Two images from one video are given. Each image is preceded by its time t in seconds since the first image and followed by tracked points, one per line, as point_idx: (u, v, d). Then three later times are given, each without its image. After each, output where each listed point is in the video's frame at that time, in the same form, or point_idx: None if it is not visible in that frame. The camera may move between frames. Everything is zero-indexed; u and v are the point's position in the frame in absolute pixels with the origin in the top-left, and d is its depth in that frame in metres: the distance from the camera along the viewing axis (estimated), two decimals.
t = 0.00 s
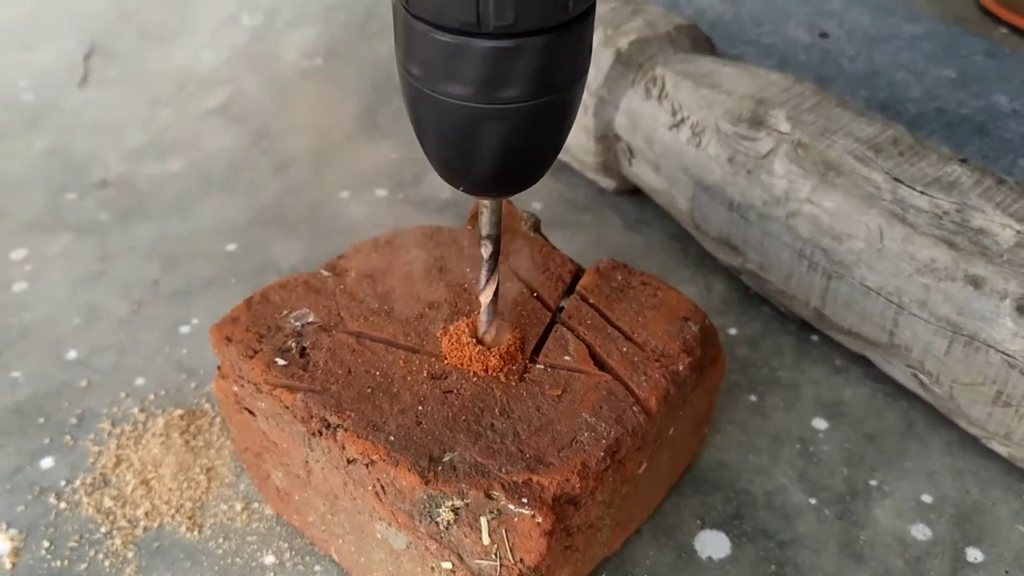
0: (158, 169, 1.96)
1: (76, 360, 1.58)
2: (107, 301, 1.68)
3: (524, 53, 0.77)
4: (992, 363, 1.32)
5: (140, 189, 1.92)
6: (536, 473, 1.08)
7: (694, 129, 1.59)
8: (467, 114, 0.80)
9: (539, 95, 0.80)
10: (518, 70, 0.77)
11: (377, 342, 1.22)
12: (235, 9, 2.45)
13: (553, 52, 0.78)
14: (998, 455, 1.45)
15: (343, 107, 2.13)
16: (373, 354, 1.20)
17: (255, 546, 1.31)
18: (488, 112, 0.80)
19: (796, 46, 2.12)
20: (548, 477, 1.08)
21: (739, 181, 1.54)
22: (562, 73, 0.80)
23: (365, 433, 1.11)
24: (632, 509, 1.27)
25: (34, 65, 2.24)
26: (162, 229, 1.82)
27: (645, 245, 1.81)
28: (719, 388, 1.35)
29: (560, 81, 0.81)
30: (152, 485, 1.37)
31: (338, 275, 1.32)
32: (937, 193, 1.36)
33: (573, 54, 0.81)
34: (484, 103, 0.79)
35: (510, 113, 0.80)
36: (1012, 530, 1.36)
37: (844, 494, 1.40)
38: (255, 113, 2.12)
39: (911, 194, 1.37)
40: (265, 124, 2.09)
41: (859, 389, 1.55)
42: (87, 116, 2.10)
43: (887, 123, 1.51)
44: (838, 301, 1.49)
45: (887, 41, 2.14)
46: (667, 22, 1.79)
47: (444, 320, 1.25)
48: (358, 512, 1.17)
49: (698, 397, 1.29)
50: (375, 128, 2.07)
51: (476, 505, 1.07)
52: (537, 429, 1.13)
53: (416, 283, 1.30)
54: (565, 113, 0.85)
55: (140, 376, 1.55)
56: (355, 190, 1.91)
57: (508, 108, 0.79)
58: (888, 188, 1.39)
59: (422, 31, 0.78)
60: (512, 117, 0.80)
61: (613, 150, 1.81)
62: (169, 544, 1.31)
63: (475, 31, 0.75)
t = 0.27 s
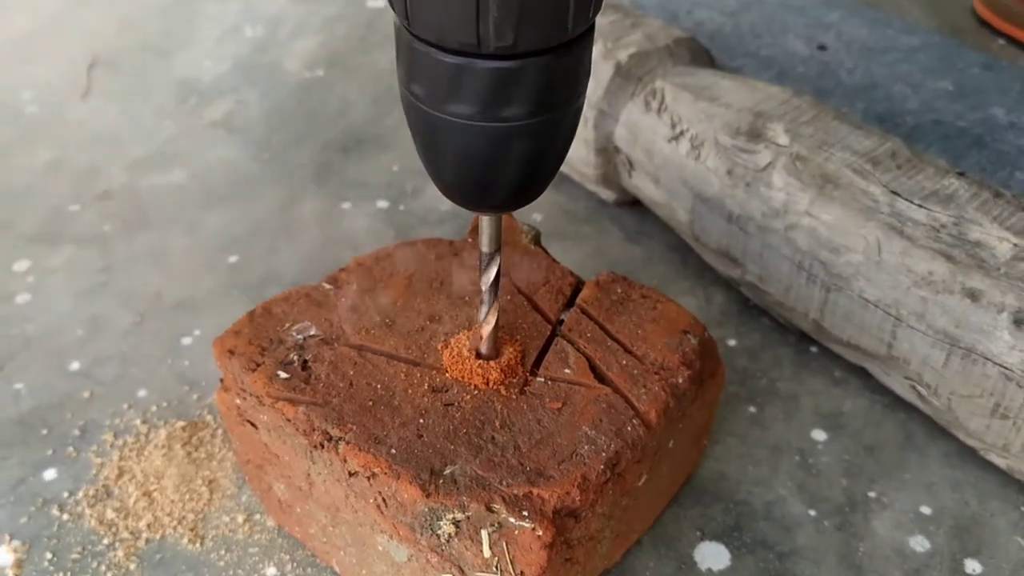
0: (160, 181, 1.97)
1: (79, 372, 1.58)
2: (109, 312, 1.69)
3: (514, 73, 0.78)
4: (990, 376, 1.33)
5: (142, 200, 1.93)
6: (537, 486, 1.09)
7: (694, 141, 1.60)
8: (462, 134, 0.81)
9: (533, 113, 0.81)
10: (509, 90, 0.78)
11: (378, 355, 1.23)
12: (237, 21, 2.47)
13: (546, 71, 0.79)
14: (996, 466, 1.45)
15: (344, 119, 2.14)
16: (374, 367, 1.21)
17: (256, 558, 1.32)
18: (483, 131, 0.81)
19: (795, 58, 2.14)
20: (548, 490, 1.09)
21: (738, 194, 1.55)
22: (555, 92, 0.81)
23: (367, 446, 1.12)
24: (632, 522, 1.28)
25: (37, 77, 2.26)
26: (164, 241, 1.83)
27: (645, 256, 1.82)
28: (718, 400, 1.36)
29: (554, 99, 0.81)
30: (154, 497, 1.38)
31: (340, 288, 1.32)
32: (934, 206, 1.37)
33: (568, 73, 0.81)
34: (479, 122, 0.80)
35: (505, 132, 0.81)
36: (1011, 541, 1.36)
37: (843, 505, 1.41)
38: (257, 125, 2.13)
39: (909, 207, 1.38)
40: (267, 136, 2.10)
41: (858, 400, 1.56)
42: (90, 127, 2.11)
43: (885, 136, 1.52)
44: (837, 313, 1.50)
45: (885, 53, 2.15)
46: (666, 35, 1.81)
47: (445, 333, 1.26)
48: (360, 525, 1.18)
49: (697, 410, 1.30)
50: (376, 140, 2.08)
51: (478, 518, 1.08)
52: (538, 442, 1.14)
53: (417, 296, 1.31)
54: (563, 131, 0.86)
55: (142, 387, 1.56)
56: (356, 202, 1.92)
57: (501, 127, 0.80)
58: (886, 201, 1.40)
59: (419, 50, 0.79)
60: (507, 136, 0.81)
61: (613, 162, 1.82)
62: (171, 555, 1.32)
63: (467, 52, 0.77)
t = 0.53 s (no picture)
0: (162, 190, 1.98)
1: (82, 381, 1.59)
2: (112, 321, 1.70)
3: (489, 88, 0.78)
4: (988, 386, 1.34)
5: (144, 209, 1.94)
6: (537, 495, 1.09)
7: (693, 152, 1.61)
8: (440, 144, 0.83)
9: (511, 131, 0.81)
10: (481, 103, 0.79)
11: (380, 364, 1.24)
12: (239, 30, 2.48)
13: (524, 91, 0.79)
14: (995, 475, 1.46)
15: (345, 128, 2.15)
16: (376, 376, 1.22)
17: (258, 567, 1.32)
18: (459, 143, 0.82)
19: (794, 68, 2.15)
20: (549, 500, 1.09)
21: (737, 205, 1.56)
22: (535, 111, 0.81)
23: (369, 456, 1.13)
24: (632, 531, 1.28)
25: (40, 86, 2.27)
26: (166, 250, 1.84)
27: (645, 265, 1.83)
28: (718, 410, 1.37)
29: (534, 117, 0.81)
30: (156, 505, 1.38)
31: (342, 297, 1.33)
32: (933, 216, 1.38)
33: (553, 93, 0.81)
34: (457, 133, 0.81)
35: (480, 146, 0.82)
36: (1009, 550, 1.37)
37: (842, 514, 1.41)
38: (258, 134, 2.14)
39: (907, 217, 1.39)
40: (269, 145, 2.11)
41: (857, 409, 1.56)
42: (93, 137, 2.13)
43: (883, 146, 1.53)
44: (836, 323, 1.51)
45: (883, 63, 2.17)
46: (666, 46, 1.82)
47: (447, 343, 1.27)
48: (361, 534, 1.19)
49: (697, 419, 1.31)
50: (377, 149, 2.09)
51: (479, 527, 1.08)
52: (538, 452, 1.14)
53: (418, 306, 1.32)
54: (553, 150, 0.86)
55: (145, 396, 1.56)
56: (358, 211, 1.93)
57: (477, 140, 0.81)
58: (885, 212, 1.41)
59: (420, 68, 0.80)
60: (483, 151, 0.82)
61: (613, 172, 1.83)
62: (173, 564, 1.32)
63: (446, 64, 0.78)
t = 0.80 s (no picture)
0: (164, 199, 1.99)
1: (84, 389, 1.60)
2: (114, 330, 1.71)
3: (457, 104, 0.79)
4: (986, 395, 1.34)
5: (146, 218, 1.94)
6: (538, 505, 1.10)
7: (692, 161, 1.62)
8: (425, 155, 0.85)
9: (491, 149, 0.81)
10: (451, 118, 0.81)
11: (381, 374, 1.25)
12: (241, 39, 2.49)
13: (495, 110, 0.79)
14: (994, 484, 1.46)
15: (347, 136, 2.16)
16: (377, 386, 1.23)
17: None
18: (436, 153, 0.84)
19: (793, 77, 2.16)
20: (549, 509, 1.10)
21: (736, 214, 1.57)
22: (504, 133, 0.81)
23: (370, 465, 1.13)
24: (633, 539, 1.29)
25: (42, 95, 2.28)
26: (168, 259, 1.85)
27: (644, 273, 1.84)
28: (717, 419, 1.37)
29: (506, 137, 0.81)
30: (158, 514, 1.39)
31: (343, 307, 1.34)
32: (931, 226, 1.39)
33: (533, 114, 0.80)
34: (458, 150, 0.82)
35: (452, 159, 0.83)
36: (1008, 558, 1.37)
37: (841, 522, 1.42)
38: (260, 142, 2.15)
39: (906, 227, 1.40)
40: (270, 154, 2.12)
41: (856, 418, 1.57)
42: (95, 145, 2.14)
43: (882, 156, 1.53)
44: (835, 332, 1.51)
45: (883, 72, 2.18)
46: (665, 55, 1.83)
47: (447, 353, 1.28)
48: (363, 543, 1.19)
49: (697, 429, 1.32)
50: (378, 158, 2.10)
51: (479, 537, 1.09)
52: (539, 461, 1.15)
53: (419, 316, 1.33)
54: (540, 172, 0.85)
55: (147, 405, 1.57)
56: (359, 219, 1.94)
57: (446, 153, 0.83)
58: (883, 221, 1.42)
59: (422, 85, 0.81)
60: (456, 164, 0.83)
61: (613, 181, 1.84)
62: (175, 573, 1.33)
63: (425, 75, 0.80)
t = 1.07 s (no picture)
0: (166, 207, 2.00)
1: (87, 398, 1.61)
2: (116, 338, 1.71)
3: (443, 115, 0.81)
4: (984, 405, 1.35)
5: (149, 227, 1.95)
6: (538, 515, 1.11)
7: (692, 171, 1.63)
8: (427, 170, 0.87)
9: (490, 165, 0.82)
10: (438, 129, 0.82)
11: (383, 384, 1.25)
12: (243, 47, 2.51)
13: (484, 125, 0.80)
14: (992, 493, 1.47)
15: (349, 145, 2.17)
16: (378, 396, 1.23)
17: None
18: (426, 162, 0.86)
19: (793, 87, 2.17)
20: (549, 519, 1.11)
21: (736, 224, 1.58)
22: (492, 148, 0.81)
23: (372, 475, 1.14)
24: (633, 548, 1.29)
25: (46, 104, 2.29)
26: (171, 267, 1.86)
27: (644, 282, 1.85)
28: (717, 428, 1.38)
29: (493, 153, 0.82)
30: (160, 522, 1.39)
31: (345, 317, 1.35)
32: (929, 236, 1.40)
33: (521, 131, 0.81)
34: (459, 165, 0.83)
35: (440, 169, 0.85)
36: (1006, 567, 1.38)
37: (841, 531, 1.42)
38: (262, 151, 2.16)
39: (904, 237, 1.41)
40: (273, 163, 2.13)
41: (856, 427, 1.58)
42: (98, 154, 2.15)
43: (880, 167, 1.54)
44: (834, 341, 1.52)
45: (882, 81, 2.19)
46: (665, 65, 1.84)
47: (448, 363, 1.28)
48: (364, 552, 1.20)
49: (696, 438, 1.32)
50: (379, 166, 2.11)
51: (480, 547, 1.10)
52: (539, 471, 1.16)
53: (420, 326, 1.34)
54: (532, 190, 0.85)
55: (149, 413, 1.58)
56: (360, 228, 1.95)
57: (435, 163, 0.85)
58: (882, 232, 1.43)
59: (424, 102, 0.82)
60: (444, 174, 0.85)
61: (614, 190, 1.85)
62: None
63: (418, 88, 0.82)
